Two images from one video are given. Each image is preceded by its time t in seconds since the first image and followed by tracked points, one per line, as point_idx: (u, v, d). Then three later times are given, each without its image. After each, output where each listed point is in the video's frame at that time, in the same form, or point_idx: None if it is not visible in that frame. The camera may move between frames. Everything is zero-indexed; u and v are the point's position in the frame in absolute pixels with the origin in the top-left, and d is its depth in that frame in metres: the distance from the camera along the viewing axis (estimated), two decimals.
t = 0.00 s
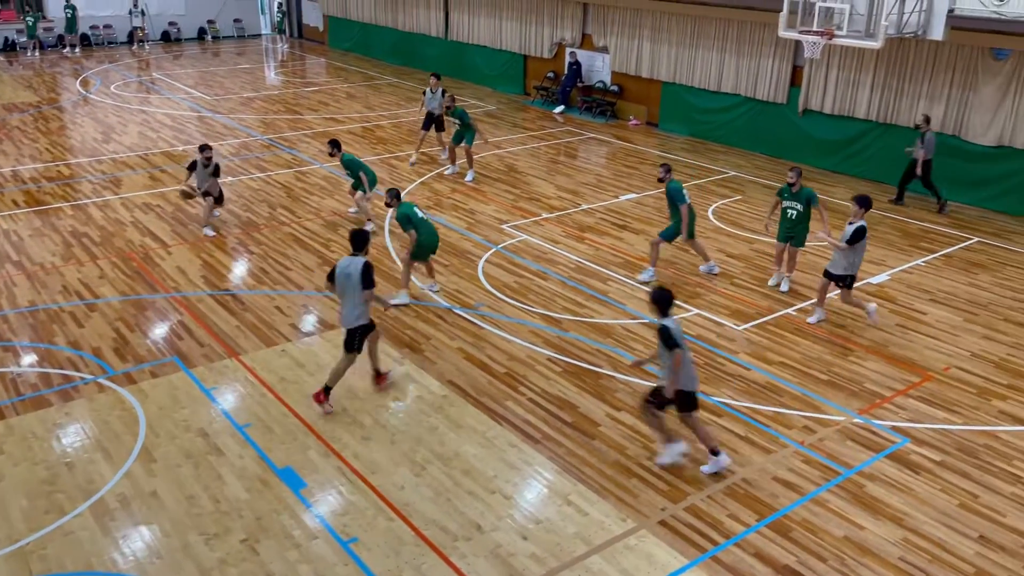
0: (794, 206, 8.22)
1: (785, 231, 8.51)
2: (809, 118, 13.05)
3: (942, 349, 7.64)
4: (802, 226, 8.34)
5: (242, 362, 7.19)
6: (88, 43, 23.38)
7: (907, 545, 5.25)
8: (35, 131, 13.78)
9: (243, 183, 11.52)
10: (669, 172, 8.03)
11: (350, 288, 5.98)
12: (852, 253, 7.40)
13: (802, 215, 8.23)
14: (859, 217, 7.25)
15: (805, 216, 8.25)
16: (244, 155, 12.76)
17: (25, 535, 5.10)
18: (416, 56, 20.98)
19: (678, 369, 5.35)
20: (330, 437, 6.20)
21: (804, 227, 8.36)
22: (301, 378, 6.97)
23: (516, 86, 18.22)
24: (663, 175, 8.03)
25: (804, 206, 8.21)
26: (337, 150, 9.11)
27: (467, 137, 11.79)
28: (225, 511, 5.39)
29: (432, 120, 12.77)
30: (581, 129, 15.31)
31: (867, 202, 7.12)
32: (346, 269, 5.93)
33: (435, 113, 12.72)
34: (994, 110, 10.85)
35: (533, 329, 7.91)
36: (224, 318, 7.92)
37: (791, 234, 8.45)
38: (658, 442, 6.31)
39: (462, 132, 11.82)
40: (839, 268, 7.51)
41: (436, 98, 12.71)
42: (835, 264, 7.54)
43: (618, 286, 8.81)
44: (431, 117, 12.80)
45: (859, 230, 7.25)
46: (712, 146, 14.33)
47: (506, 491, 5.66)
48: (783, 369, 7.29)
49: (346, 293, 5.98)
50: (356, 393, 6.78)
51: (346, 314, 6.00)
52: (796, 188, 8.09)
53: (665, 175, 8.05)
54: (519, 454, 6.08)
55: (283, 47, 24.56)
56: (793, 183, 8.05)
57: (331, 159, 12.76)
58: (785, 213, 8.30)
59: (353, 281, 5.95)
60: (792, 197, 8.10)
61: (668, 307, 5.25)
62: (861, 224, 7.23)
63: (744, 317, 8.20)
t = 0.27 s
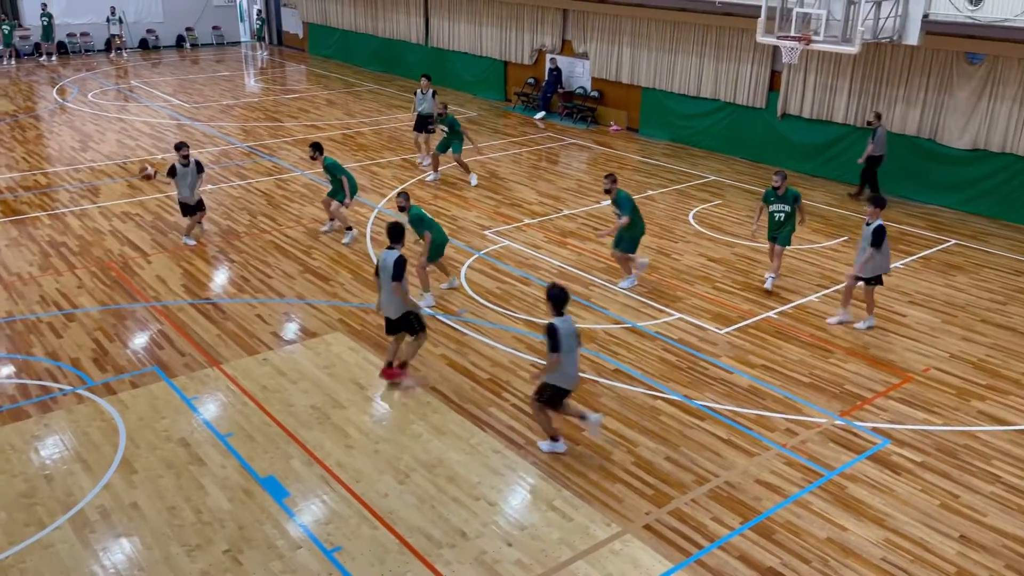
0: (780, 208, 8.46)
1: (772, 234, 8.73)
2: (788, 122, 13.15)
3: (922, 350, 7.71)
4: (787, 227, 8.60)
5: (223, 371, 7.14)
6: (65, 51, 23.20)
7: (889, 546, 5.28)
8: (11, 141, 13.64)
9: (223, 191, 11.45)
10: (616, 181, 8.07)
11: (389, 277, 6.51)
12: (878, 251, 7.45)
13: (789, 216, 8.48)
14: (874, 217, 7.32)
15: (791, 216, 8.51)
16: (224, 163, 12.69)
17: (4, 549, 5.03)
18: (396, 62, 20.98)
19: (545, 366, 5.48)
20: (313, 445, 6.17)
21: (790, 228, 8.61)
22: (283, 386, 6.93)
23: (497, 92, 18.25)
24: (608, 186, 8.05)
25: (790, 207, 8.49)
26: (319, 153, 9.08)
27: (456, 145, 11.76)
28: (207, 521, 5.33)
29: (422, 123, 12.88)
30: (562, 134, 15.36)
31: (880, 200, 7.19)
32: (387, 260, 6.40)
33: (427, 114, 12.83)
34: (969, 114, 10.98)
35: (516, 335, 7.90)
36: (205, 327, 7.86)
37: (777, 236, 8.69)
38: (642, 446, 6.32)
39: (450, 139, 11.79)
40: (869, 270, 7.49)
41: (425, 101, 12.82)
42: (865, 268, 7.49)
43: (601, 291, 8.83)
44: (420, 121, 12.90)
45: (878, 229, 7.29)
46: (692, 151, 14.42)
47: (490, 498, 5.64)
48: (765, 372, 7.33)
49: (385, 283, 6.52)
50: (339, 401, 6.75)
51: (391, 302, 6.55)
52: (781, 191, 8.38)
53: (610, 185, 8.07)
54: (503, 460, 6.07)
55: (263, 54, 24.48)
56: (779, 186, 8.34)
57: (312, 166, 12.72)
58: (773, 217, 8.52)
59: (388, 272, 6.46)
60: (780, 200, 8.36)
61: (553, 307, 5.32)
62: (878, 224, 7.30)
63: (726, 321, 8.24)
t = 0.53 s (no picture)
0: (767, 202, 8.54)
1: (761, 229, 8.83)
2: (767, 125, 13.25)
3: (901, 350, 7.79)
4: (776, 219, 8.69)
5: (203, 379, 7.07)
6: (40, 58, 22.95)
7: (870, 545, 5.32)
8: None
9: (202, 198, 11.37)
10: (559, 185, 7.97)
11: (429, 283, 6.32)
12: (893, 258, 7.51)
13: (775, 211, 8.59)
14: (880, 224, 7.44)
15: (778, 211, 8.62)
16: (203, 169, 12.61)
17: None
18: (377, 67, 20.95)
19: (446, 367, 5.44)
20: (295, 452, 6.12)
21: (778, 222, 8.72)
22: (264, 393, 6.88)
23: (478, 97, 18.28)
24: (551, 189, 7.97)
25: (775, 202, 8.55)
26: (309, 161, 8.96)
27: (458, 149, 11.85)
28: (188, 531, 5.28)
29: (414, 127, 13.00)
30: (543, 139, 15.40)
31: (886, 207, 7.29)
32: (428, 268, 6.19)
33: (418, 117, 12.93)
34: (944, 116, 11.12)
35: (498, 339, 7.90)
36: (185, 334, 7.80)
37: (767, 231, 8.82)
38: (625, 449, 6.33)
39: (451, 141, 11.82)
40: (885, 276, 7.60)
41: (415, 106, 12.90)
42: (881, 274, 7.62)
43: (583, 294, 8.85)
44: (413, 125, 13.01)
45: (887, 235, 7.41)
46: (672, 155, 14.51)
47: (474, 503, 5.62)
48: (746, 374, 7.37)
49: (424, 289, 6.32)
50: (321, 408, 6.71)
51: (439, 305, 6.45)
52: (767, 186, 8.42)
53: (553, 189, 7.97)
54: (487, 465, 6.06)
55: (242, 60, 24.36)
56: (765, 180, 8.40)
57: (293, 172, 12.66)
58: (760, 211, 8.63)
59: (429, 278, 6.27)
60: (765, 194, 8.40)
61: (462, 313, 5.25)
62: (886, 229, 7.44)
63: (707, 323, 8.28)
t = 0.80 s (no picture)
0: (756, 204, 8.80)
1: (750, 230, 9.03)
2: (745, 128, 13.34)
3: (878, 350, 7.85)
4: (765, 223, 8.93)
5: (183, 386, 7.01)
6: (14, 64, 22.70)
7: (851, 543, 5.36)
8: None
9: (180, 204, 11.28)
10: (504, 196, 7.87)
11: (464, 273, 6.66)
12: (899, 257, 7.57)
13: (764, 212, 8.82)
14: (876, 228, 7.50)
15: (767, 213, 8.85)
16: (180, 175, 12.51)
17: None
18: (356, 71, 20.91)
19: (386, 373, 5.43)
20: (275, 460, 6.08)
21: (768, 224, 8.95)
22: (245, 401, 6.82)
23: (457, 101, 18.30)
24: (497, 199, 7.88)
25: (765, 203, 8.81)
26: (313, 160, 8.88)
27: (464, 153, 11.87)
28: (168, 540, 5.22)
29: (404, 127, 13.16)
30: (522, 142, 15.43)
31: (879, 208, 7.39)
32: (462, 259, 6.52)
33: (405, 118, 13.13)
34: (919, 118, 11.25)
35: (480, 343, 7.89)
36: (164, 341, 7.73)
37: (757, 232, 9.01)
38: (608, 451, 6.34)
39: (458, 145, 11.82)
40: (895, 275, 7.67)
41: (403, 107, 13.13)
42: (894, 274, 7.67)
43: (564, 297, 8.86)
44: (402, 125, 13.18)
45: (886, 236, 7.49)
46: (652, 158, 14.58)
47: (457, 508, 5.60)
48: (727, 375, 7.41)
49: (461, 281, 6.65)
50: (301, 414, 6.67)
51: (472, 294, 6.72)
52: (758, 187, 8.68)
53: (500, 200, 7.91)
54: (469, 469, 6.04)
55: (219, 65, 24.21)
56: (756, 183, 8.64)
57: (272, 177, 12.59)
58: (749, 212, 8.85)
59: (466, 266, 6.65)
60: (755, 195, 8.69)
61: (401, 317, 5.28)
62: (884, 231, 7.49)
63: (688, 325, 8.31)
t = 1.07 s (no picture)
0: (752, 205, 8.82)
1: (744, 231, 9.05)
2: (723, 131, 13.42)
3: (855, 349, 7.92)
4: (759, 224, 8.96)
5: (160, 394, 6.94)
6: None
7: (831, 542, 5.39)
8: None
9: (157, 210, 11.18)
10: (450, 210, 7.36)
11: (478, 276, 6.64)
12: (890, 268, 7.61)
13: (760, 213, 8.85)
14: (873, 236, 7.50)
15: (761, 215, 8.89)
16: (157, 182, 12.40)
17: None
18: (334, 76, 20.85)
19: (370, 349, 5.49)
20: (256, 467, 6.03)
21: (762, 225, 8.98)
22: (224, 408, 6.76)
23: (436, 105, 18.30)
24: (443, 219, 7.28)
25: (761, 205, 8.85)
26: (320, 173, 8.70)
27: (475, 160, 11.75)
28: (146, 550, 5.16)
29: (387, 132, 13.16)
30: (502, 146, 15.45)
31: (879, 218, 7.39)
32: (479, 263, 6.51)
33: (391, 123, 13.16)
34: (893, 119, 11.38)
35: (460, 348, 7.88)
36: (141, 349, 7.65)
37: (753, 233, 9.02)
38: (589, 454, 6.34)
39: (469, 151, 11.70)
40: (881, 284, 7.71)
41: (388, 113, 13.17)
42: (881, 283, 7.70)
43: (544, 301, 8.87)
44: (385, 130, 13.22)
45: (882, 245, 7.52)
46: (630, 161, 14.64)
47: (439, 513, 5.58)
48: (706, 376, 7.44)
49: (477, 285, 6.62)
50: (281, 421, 6.62)
51: (485, 297, 6.75)
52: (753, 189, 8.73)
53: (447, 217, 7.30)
54: (451, 474, 6.02)
55: (195, 70, 24.04)
56: (751, 185, 8.68)
57: (249, 182, 12.52)
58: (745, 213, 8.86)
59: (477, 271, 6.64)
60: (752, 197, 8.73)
61: (386, 292, 5.33)
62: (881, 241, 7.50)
63: (668, 327, 8.35)
